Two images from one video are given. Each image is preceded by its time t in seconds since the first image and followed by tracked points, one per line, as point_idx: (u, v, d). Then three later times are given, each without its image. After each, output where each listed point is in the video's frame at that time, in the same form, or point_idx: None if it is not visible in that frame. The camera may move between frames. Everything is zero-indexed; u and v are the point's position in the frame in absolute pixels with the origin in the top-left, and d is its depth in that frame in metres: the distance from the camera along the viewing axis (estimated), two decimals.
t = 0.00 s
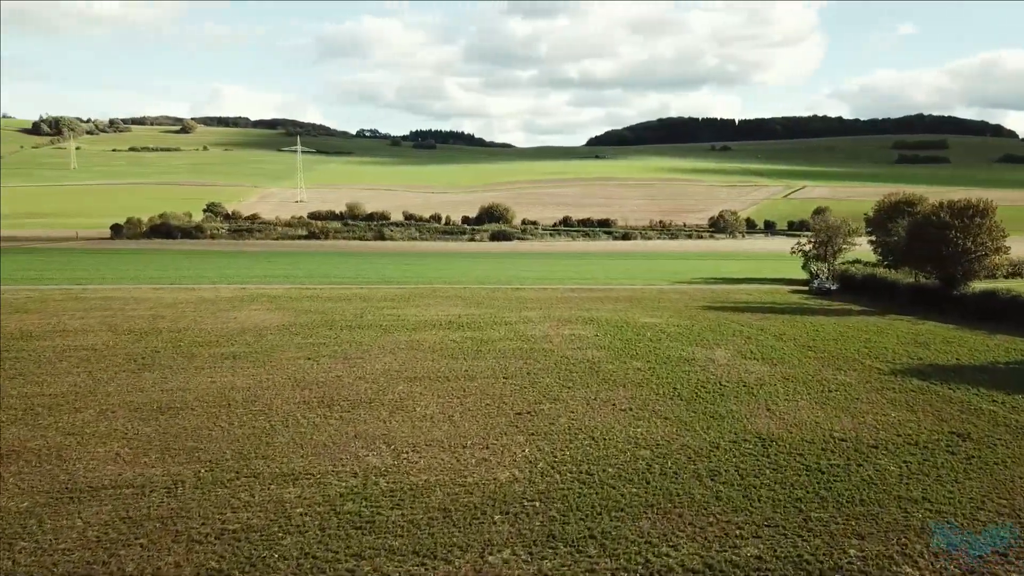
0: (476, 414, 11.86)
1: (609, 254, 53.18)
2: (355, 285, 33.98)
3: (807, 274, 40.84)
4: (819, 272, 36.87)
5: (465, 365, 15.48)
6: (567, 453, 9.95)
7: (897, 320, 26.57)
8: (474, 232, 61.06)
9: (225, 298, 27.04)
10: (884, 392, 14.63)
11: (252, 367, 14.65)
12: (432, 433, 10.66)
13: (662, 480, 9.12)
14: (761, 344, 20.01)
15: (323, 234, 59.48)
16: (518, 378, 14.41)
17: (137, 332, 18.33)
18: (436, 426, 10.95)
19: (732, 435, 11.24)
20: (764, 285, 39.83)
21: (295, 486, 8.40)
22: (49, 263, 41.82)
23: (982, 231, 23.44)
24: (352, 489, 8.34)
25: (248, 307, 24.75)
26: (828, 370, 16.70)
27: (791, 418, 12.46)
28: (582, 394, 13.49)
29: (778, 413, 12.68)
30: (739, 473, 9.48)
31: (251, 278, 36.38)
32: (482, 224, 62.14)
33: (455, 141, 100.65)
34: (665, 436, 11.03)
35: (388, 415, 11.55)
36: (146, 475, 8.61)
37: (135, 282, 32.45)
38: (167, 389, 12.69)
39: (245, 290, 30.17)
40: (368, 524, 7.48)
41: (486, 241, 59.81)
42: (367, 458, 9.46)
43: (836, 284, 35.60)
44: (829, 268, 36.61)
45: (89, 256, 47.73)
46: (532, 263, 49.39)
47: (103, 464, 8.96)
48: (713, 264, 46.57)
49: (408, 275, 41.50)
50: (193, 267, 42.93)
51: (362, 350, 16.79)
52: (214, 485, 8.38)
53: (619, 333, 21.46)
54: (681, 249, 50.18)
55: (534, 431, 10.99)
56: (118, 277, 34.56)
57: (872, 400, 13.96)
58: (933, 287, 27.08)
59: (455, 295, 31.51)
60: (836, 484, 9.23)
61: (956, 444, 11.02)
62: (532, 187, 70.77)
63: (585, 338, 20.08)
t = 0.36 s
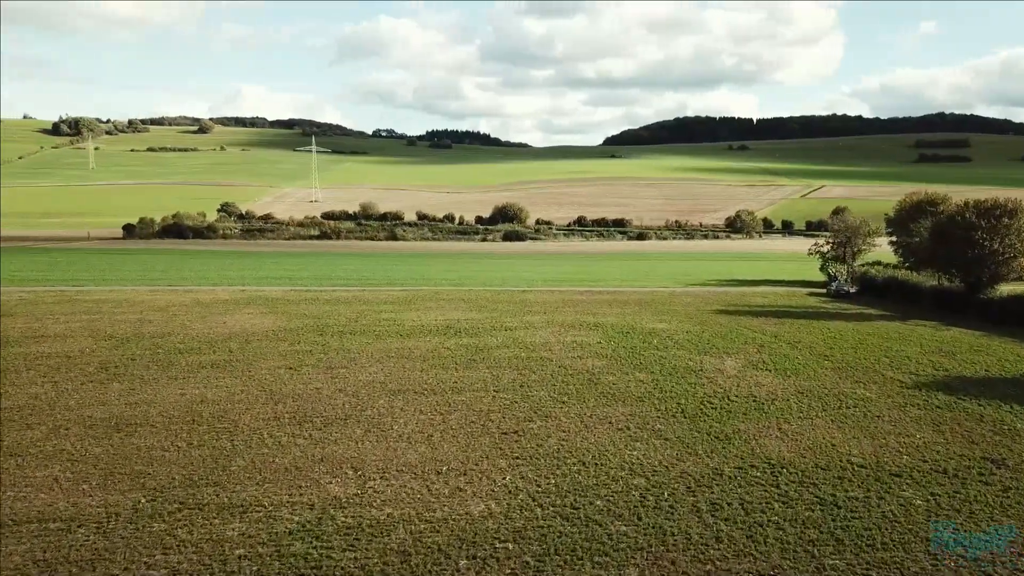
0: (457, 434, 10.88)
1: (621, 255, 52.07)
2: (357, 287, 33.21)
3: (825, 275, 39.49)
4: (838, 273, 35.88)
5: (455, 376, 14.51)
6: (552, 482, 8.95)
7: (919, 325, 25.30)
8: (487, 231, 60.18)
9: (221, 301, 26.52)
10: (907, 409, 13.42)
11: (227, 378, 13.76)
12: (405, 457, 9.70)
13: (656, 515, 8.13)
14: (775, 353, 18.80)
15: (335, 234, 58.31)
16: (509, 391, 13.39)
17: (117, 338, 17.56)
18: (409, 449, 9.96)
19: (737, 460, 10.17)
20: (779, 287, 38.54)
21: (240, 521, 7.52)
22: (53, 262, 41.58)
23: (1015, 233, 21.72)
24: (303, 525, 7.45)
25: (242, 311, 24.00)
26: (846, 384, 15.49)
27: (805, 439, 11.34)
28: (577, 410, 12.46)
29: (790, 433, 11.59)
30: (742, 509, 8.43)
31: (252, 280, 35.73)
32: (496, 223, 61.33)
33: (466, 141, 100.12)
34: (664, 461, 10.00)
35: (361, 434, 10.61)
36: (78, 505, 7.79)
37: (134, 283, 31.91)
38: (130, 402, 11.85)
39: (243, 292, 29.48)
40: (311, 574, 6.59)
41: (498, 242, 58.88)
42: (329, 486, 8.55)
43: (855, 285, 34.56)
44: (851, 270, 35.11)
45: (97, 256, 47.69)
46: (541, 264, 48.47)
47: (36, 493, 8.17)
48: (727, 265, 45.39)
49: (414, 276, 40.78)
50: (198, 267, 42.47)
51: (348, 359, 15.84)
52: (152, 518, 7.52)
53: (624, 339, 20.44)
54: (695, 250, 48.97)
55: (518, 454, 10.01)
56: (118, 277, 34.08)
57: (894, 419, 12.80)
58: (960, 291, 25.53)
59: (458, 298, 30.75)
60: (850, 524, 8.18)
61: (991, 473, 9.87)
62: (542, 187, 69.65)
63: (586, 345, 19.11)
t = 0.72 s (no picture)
0: (431, 458, 9.91)
1: (634, 256, 50.78)
2: (358, 290, 32.40)
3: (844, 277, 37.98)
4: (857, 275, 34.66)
5: (440, 390, 13.50)
6: (527, 519, 8.00)
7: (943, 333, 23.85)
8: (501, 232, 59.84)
9: (215, 304, 25.78)
10: (933, 431, 12.22)
11: (197, 390, 12.93)
12: (368, 486, 8.77)
13: (641, 564, 7.14)
14: (789, 364, 17.58)
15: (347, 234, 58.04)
16: (495, 407, 12.40)
17: (96, 344, 16.83)
18: (373, 478, 9.00)
19: (740, 491, 9.15)
20: (796, 290, 37.09)
21: (166, 568, 6.70)
22: (57, 262, 41.34)
23: None
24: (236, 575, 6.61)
25: (235, 315, 23.22)
26: (864, 400, 14.29)
27: (817, 467, 10.25)
28: (567, 429, 11.46)
29: (800, 460, 10.51)
30: (742, 557, 7.40)
31: (254, 281, 35.11)
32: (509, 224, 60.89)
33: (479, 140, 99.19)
34: (657, 492, 9.00)
35: (325, 458, 9.68)
36: None
37: (132, 285, 31.34)
38: (86, 417, 11.05)
39: (240, 294, 28.77)
40: None
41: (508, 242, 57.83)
42: (276, 522, 7.66)
43: (874, 288, 33.30)
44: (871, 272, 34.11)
45: (103, 255, 47.42)
46: (550, 265, 47.34)
47: None
48: (742, 267, 43.97)
49: (418, 278, 39.84)
50: (201, 267, 42.03)
51: (330, 369, 14.92)
52: (67, 563, 6.71)
53: (628, 347, 19.30)
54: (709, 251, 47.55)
55: (496, 482, 9.04)
56: (118, 278, 33.63)
57: (918, 442, 11.62)
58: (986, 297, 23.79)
59: (460, 301, 29.75)
60: None
61: None
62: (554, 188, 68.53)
63: (587, 354, 17.95)
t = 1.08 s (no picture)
0: (402, 489, 8.93)
1: (648, 257, 49.53)
2: (361, 292, 31.68)
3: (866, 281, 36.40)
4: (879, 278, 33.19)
5: (424, 407, 12.48)
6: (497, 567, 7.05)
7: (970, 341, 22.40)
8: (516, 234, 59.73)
9: (211, 307, 25.21)
10: (967, 458, 10.98)
11: (164, 404, 12.11)
12: (325, 523, 7.85)
13: None
14: (808, 377, 16.32)
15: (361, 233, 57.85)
16: (482, 427, 11.39)
17: (74, 351, 16.18)
18: (330, 516, 8.02)
19: (745, 534, 8.09)
20: (816, 293, 35.64)
21: None
22: (62, 262, 41.24)
23: None
24: None
25: (228, 320, 22.53)
26: (889, 420, 13.05)
27: (835, 503, 9.13)
28: (557, 454, 10.39)
29: (816, 494, 9.37)
30: None
31: (257, 282, 34.57)
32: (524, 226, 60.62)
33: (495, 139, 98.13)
34: (652, 534, 7.98)
35: (284, 487, 8.74)
36: None
37: (132, 286, 31.02)
38: (38, 437, 10.30)
39: (240, 297, 28.19)
40: None
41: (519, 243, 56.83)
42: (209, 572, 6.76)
43: (897, 292, 31.80)
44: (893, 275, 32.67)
45: (110, 255, 47.37)
46: (560, 267, 46.34)
47: None
48: (760, 269, 42.54)
49: (424, 279, 39.04)
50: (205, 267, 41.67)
51: (311, 382, 14.01)
52: None
53: (634, 356, 18.15)
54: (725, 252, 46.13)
55: (469, 521, 8.05)
56: (121, 279, 33.31)
57: (948, 472, 10.42)
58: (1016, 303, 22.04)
59: (464, 305, 28.81)
60: None
61: None
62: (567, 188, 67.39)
63: (590, 364, 16.85)
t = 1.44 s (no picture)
0: (366, 527, 7.94)
1: (662, 258, 48.26)
2: (362, 294, 30.84)
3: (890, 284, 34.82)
4: (903, 280, 31.76)
5: (406, 426, 11.51)
6: None
7: (1002, 351, 20.95)
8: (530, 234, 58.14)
9: (209, 311, 24.77)
10: (1011, 492, 9.71)
11: (126, 421, 11.28)
12: (272, 571, 6.92)
13: None
14: (828, 391, 15.03)
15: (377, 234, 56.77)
16: (466, 451, 10.38)
17: (48, 359, 15.48)
18: (280, 563, 7.07)
19: None
20: (838, 296, 34.18)
21: None
22: (67, 263, 41.23)
23: None
24: None
25: (219, 325, 21.78)
26: (920, 442, 11.77)
27: (858, 548, 7.98)
28: (546, 483, 9.35)
29: (837, 537, 8.22)
30: None
31: (259, 284, 33.95)
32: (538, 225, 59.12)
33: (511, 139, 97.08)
34: None
35: (233, 523, 7.84)
36: None
37: (131, 288, 30.80)
38: None
39: (238, 300, 27.64)
40: None
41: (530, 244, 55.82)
42: None
43: (922, 295, 30.37)
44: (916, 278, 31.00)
45: (117, 255, 47.34)
46: (570, 268, 45.31)
47: None
48: (781, 270, 41.10)
49: (431, 281, 38.33)
50: (208, 269, 41.30)
51: (290, 396, 13.06)
52: None
53: (641, 366, 17.04)
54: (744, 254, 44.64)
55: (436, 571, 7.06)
56: (121, 281, 32.86)
57: (988, 508, 9.21)
58: None
59: (469, 308, 27.96)
60: None
61: None
62: (581, 189, 66.15)
63: (594, 374, 15.78)
